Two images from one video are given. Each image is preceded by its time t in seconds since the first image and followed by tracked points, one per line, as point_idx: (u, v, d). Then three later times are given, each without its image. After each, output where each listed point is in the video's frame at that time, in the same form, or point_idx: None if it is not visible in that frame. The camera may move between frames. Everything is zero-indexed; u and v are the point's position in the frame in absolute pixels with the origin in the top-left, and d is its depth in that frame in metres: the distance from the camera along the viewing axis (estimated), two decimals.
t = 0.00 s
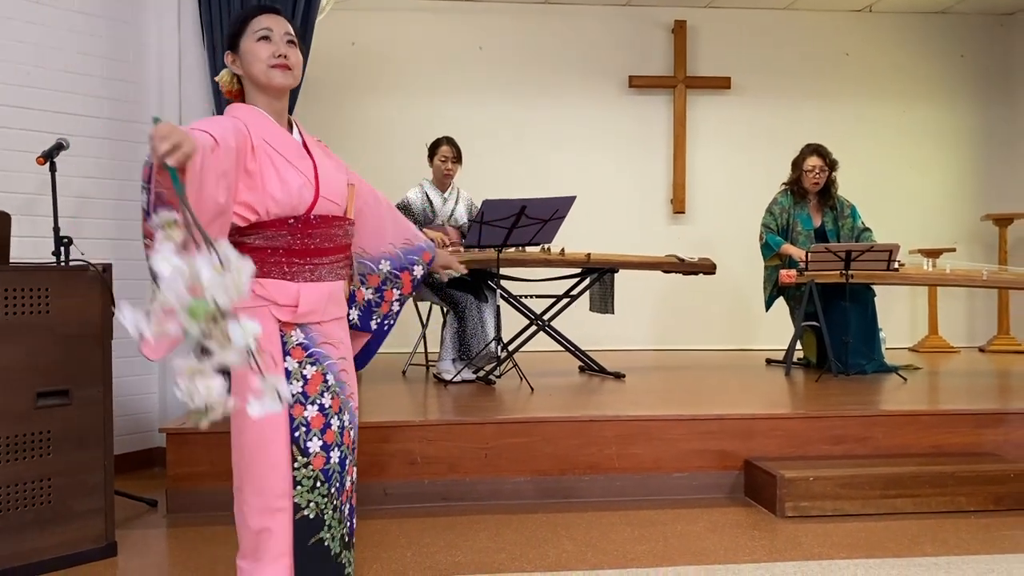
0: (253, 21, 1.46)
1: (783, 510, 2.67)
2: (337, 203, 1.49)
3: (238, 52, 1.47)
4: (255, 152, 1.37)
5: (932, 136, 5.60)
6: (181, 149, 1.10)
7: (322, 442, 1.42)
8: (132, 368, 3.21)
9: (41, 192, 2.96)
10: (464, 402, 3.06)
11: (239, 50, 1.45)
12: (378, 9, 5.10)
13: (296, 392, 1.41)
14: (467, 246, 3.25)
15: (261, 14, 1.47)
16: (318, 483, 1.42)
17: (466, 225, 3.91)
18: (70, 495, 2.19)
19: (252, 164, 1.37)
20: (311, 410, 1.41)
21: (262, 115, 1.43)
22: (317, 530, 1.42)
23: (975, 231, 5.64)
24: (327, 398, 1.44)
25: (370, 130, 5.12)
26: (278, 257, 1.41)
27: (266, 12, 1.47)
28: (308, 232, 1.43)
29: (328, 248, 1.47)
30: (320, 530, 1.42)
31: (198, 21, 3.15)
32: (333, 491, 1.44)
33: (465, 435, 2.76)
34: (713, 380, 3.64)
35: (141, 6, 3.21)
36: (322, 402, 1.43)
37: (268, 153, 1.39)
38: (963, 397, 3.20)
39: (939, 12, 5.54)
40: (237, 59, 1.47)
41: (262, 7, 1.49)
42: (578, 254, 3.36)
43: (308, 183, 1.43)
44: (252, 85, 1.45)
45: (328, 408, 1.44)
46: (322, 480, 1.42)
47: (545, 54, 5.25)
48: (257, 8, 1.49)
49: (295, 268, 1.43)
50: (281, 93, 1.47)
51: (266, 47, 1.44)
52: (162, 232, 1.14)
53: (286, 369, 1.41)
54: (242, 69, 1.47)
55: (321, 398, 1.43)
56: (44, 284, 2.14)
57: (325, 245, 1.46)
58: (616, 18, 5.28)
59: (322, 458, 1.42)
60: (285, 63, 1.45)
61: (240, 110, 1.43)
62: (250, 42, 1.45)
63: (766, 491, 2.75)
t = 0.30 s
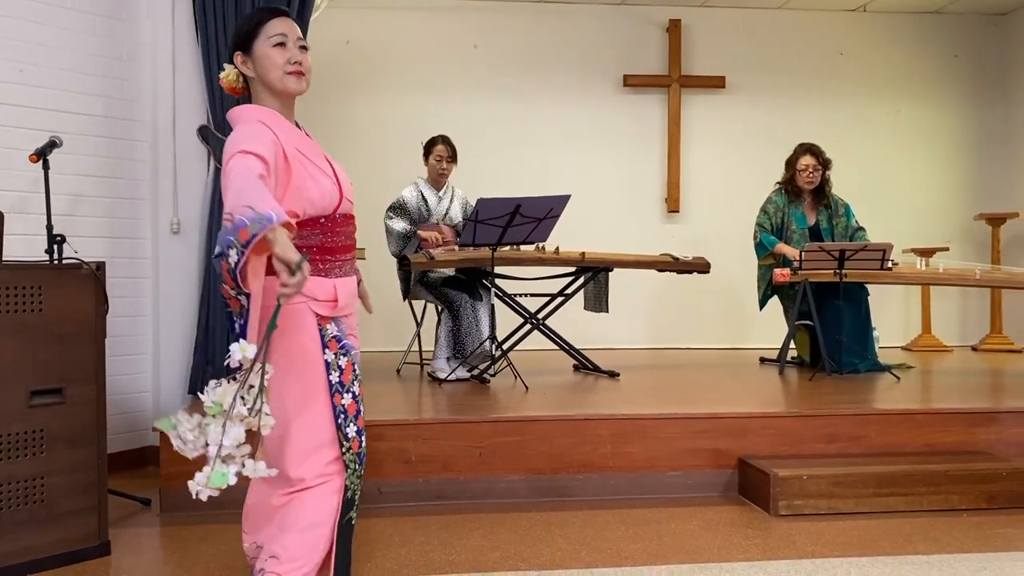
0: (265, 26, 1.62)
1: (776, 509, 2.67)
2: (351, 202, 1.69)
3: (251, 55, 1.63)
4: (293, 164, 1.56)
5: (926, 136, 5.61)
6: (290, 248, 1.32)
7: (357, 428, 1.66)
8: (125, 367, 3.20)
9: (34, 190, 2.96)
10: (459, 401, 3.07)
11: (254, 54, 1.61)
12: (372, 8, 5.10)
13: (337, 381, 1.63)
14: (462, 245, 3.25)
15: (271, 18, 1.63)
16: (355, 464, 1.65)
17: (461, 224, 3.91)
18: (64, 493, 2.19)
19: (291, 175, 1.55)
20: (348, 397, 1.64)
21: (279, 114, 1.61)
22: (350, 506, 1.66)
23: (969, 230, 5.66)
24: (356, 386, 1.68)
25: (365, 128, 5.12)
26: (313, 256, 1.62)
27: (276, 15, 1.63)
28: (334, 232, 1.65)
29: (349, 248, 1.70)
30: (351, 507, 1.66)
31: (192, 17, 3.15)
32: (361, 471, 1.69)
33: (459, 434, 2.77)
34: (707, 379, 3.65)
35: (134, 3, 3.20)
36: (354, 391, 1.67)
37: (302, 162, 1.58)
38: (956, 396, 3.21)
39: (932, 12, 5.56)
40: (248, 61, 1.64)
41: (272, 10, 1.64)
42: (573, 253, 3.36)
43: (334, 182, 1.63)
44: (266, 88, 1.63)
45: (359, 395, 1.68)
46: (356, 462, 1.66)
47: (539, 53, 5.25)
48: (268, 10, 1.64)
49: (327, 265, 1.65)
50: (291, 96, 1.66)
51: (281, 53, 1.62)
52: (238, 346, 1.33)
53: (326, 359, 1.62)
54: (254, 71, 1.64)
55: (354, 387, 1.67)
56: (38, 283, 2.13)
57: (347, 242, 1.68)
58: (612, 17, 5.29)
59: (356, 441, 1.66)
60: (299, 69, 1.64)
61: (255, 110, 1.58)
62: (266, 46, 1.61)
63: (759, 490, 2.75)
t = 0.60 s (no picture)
0: (282, 27, 1.50)
1: (767, 508, 2.68)
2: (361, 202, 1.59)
3: (266, 56, 1.50)
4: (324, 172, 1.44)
5: (916, 136, 5.64)
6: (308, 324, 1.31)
7: (364, 419, 1.52)
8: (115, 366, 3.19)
9: (24, 188, 2.94)
10: (450, 400, 3.06)
11: (270, 55, 1.48)
12: (364, 6, 5.09)
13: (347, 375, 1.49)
14: (453, 244, 3.24)
15: (287, 18, 1.50)
16: (365, 456, 1.51)
17: (453, 224, 3.90)
18: (52, 493, 2.18)
19: (320, 186, 1.43)
20: (356, 391, 1.50)
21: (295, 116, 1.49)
22: (370, 501, 1.50)
23: (958, 230, 5.69)
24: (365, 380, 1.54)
25: (357, 127, 5.11)
26: (325, 253, 1.49)
27: (292, 16, 1.51)
28: (345, 231, 1.53)
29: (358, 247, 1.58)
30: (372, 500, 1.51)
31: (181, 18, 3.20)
32: (375, 466, 1.54)
33: (450, 433, 2.77)
34: (698, 379, 3.65)
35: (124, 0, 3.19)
36: (363, 384, 1.53)
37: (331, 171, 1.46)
38: (946, 396, 3.22)
39: (922, 13, 5.58)
40: (262, 62, 1.50)
41: (286, 10, 1.51)
42: (564, 252, 3.36)
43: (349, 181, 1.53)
44: (280, 90, 1.50)
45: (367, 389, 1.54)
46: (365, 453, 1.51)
47: (531, 53, 5.25)
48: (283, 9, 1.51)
49: (338, 263, 1.52)
50: (304, 99, 1.53)
51: (297, 56, 1.49)
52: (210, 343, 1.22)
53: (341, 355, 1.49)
54: (268, 73, 1.50)
55: (362, 380, 1.53)
56: (27, 282, 2.12)
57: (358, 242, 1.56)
58: (603, 17, 5.29)
59: (365, 434, 1.50)
60: (314, 73, 1.52)
61: (274, 110, 1.47)
62: (281, 49, 1.49)
63: (750, 489, 2.76)
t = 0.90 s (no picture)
0: (300, 31, 1.52)
1: (754, 507, 2.69)
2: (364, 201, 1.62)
3: (278, 55, 1.52)
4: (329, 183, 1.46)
5: (903, 138, 5.68)
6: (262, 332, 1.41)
7: (365, 415, 1.57)
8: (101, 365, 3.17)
9: (9, 186, 2.92)
10: (439, 400, 3.06)
11: (284, 57, 1.50)
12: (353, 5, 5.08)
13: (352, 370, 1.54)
14: (443, 244, 3.24)
15: (305, 21, 1.53)
16: (364, 452, 1.56)
17: (442, 223, 3.90)
18: (38, 492, 2.16)
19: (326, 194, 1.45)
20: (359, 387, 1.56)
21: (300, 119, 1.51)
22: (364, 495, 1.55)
23: (945, 231, 5.73)
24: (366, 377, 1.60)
25: (346, 126, 5.10)
26: (332, 249, 1.52)
27: (309, 21, 1.54)
28: (349, 227, 1.55)
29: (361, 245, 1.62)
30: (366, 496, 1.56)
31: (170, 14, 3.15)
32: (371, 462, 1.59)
33: (438, 433, 2.76)
34: (686, 378, 3.67)
35: None
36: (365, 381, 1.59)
37: (335, 182, 1.47)
38: (931, 395, 3.25)
39: (909, 15, 5.62)
40: (272, 59, 1.52)
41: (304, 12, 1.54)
42: (553, 252, 3.36)
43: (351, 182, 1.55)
44: (284, 91, 1.53)
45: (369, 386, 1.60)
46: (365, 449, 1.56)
47: (521, 52, 5.25)
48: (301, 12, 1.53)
49: (344, 259, 1.55)
50: (303, 103, 1.57)
51: (309, 62, 1.53)
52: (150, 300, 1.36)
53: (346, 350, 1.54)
54: (275, 70, 1.53)
55: (365, 377, 1.59)
56: (13, 280, 2.11)
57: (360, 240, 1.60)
58: (593, 17, 5.30)
59: (365, 431, 1.57)
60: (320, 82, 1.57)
61: (279, 112, 1.48)
62: (296, 52, 1.52)
63: (737, 488, 2.78)
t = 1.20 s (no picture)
0: (301, 38, 1.52)
1: (738, 506, 2.71)
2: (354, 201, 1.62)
3: (275, 58, 1.51)
4: (312, 186, 1.45)
5: (887, 139, 5.72)
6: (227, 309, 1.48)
7: (349, 416, 1.55)
8: (82, 365, 3.14)
9: None
10: (424, 399, 3.06)
11: (281, 62, 1.50)
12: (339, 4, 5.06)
13: (337, 369, 1.53)
14: (428, 243, 3.24)
15: (305, 28, 1.53)
16: (347, 453, 1.54)
17: (428, 222, 3.89)
18: (18, 493, 2.14)
19: (309, 195, 1.45)
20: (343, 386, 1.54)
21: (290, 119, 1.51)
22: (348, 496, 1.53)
23: (928, 232, 5.78)
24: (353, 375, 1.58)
25: (333, 125, 5.08)
26: (318, 247, 1.52)
27: (309, 30, 1.54)
28: (334, 224, 1.55)
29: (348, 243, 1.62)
30: (350, 496, 1.54)
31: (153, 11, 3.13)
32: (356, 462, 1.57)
33: (424, 433, 2.76)
34: (671, 378, 3.68)
35: None
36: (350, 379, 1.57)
37: (320, 186, 1.46)
38: (914, 395, 3.27)
39: (892, 17, 5.66)
40: (268, 61, 1.51)
41: (305, 19, 1.54)
42: (539, 252, 3.36)
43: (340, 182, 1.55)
44: (274, 94, 1.53)
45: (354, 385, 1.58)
46: (349, 449, 1.54)
47: (507, 51, 5.25)
48: (302, 19, 1.53)
49: (329, 256, 1.55)
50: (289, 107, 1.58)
51: (303, 71, 1.54)
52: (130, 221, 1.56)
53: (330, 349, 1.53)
54: (269, 72, 1.52)
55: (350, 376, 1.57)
56: None
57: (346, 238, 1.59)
58: (579, 17, 5.31)
59: (349, 429, 1.54)
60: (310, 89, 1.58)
61: (268, 111, 1.47)
62: (292, 58, 1.52)
63: (721, 487, 2.79)
